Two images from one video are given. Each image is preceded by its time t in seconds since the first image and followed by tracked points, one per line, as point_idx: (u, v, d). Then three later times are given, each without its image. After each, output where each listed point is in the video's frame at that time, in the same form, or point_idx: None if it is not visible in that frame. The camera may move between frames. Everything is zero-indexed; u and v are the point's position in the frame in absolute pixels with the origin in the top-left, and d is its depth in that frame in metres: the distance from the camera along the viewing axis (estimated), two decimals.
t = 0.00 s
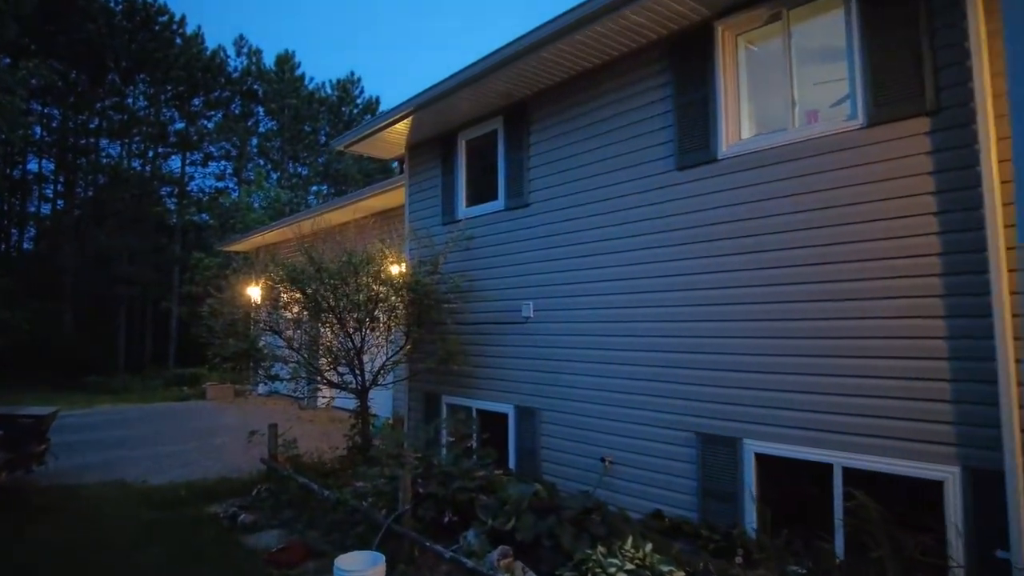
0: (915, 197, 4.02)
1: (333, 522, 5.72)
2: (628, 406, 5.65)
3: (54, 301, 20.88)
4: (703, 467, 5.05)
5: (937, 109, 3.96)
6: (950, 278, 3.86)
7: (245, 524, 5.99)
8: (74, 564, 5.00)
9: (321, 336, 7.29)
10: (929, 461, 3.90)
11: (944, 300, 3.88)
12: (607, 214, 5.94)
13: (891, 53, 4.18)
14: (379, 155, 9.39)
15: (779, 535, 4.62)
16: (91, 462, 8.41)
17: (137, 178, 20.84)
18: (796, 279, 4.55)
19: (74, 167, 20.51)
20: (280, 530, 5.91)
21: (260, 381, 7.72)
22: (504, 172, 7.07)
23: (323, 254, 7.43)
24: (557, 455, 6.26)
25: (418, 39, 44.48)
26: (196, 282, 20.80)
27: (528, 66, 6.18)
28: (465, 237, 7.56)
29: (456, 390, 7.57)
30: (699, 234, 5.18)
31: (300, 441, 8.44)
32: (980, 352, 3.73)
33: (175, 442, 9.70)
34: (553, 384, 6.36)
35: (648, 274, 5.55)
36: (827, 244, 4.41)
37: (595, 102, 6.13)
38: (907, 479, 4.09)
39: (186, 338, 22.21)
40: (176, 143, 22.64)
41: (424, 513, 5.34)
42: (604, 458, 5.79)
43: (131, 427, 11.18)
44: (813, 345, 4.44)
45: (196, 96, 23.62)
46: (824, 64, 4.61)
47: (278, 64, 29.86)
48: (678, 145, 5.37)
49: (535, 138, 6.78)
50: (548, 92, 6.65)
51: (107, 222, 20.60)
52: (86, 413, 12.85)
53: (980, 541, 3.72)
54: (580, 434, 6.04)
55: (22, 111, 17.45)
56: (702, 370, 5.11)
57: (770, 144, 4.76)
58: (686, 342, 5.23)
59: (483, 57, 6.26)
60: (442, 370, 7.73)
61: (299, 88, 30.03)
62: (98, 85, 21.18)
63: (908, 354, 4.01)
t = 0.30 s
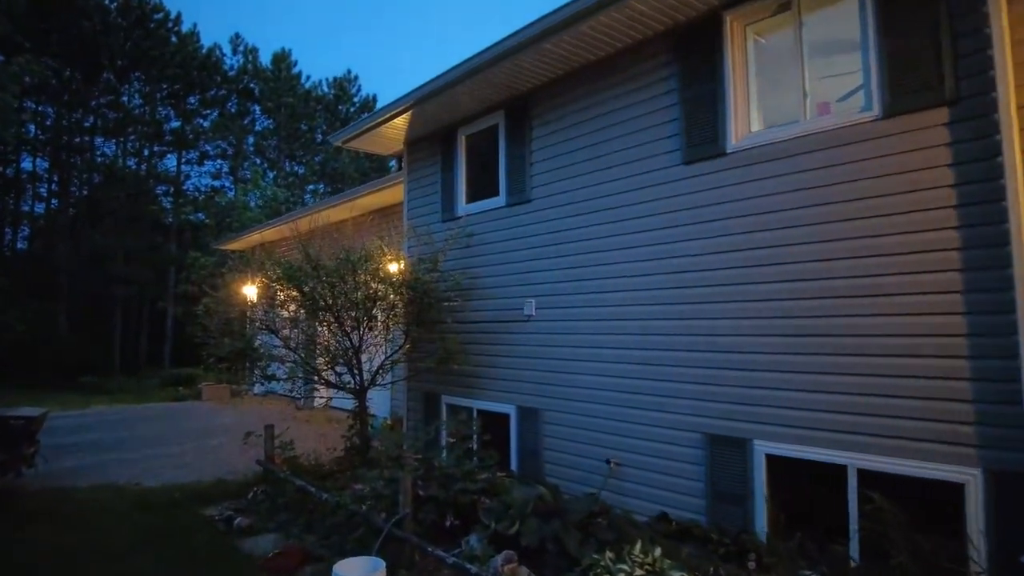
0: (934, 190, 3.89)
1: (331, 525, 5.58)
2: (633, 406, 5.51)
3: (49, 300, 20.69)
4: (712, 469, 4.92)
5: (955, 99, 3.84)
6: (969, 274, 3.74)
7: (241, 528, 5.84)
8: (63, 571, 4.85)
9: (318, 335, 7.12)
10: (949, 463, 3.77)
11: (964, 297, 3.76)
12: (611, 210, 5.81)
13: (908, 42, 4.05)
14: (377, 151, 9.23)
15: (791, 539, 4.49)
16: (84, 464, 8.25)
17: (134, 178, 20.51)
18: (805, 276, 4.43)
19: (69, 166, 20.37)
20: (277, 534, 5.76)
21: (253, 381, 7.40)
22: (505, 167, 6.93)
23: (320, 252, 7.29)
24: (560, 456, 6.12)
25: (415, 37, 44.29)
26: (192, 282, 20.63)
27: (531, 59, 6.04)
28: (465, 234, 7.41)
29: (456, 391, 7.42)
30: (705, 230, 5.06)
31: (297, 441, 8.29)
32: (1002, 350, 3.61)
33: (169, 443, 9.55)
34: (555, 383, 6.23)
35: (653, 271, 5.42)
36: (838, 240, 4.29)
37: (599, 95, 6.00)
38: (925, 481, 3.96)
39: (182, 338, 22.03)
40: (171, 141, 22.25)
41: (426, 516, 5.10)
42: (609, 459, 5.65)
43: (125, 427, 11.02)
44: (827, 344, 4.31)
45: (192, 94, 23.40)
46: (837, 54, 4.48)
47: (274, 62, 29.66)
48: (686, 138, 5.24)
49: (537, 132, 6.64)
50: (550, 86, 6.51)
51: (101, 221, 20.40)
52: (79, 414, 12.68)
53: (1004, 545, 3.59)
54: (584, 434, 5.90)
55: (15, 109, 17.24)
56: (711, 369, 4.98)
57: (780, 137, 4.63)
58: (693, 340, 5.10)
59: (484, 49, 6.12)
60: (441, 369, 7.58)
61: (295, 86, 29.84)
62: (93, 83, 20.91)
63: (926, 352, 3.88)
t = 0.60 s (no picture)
0: (957, 186, 3.78)
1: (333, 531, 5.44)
2: (644, 408, 5.40)
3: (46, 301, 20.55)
4: (725, 473, 4.81)
5: (981, 92, 3.71)
6: (995, 272, 3.62)
7: (241, 533, 5.72)
8: None
9: (320, 336, 6.99)
10: (974, 468, 3.66)
11: (989, 296, 3.64)
12: (620, 208, 5.69)
13: (931, 33, 3.92)
14: (379, 149, 9.10)
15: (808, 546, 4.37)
16: (81, 467, 8.12)
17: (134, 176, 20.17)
18: (820, 275, 4.34)
19: (67, 165, 20.20)
20: (278, 538, 5.64)
21: (254, 383, 7.37)
22: (511, 164, 6.81)
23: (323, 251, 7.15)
24: (567, 459, 6.01)
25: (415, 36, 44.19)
26: (191, 281, 20.49)
27: (537, 53, 5.91)
28: (469, 233, 7.28)
29: (460, 392, 7.30)
30: (717, 228, 4.95)
31: (297, 444, 8.17)
32: None
33: (168, 445, 9.42)
34: (562, 385, 6.11)
35: (664, 270, 5.30)
36: (854, 238, 4.19)
37: (607, 91, 5.88)
38: (948, 486, 3.84)
39: (181, 338, 21.89)
40: (169, 139, 21.93)
41: (432, 521, 5.03)
42: (619, 462, 5.54)
43: (123, 428, 10.90)
44: (845, 344, 4.19)
45: (190, 93, 23.19)
46: (856, 46, 4.35)
47: (274, 61, 29.54)
48: (698, 134, 5.12)
49: (543, 128, 6.51)
50: (556, 82, 6.39)
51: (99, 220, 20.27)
52: (77, 415, 12.55)
53: None
54: (593, 437, 5.79)
55: (12, 108, 17.11)
56: (724, 370, 4.86)
57: (797, 132, 4.51)
58: (706, 341, 4.99)
59: (490, 43, 5.98)
60: (445, 370, 7.46)
61: (294, 85, 29.71)
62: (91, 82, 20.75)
63: (950, 353, 3.76)
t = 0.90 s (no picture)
0: (979, 182, 3.68)
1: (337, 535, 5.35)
2: (653, 410, 5.31)
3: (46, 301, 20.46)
4: (738, 476, 4.72)
5: (1005, 86, 3.62)
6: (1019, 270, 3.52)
7: (244, 536, 5.63)
8: None
9: (323, 336, 6.91)
10: (998, 471, 3.56)
11: (1012, 295, 3.55)
12: (629, 206, 5.60)
13: (953, 26, 3.82)
14: (382, 147, 9.01)
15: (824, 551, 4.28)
16: (81, 468, 8.03)
17: (134, 178, 20.09)
18: (834, 274, 4.25)
19: (67, 165, 20.12)
20: (281, 541, 5.55)
21: (257, 384, 7.28)
22: (517, 162, 6.72)
23: (326, 250, 7.05)
24: (576, 461, 5.91)
25: (416, 37, 44.14)
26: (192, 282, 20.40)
27: (545, 48, 5.83)
28: (474, 232, 7.19)
29: (465, 393, 7.20)
30: (728, 226, 4.87)
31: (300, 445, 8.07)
32: None
33: (169, 446, 9.33)
34: (569, 386, 6.02)
35: (674, 269, 5.22)
36: (871, 236, 4.10)
37: (615, 87, 5.79)
38: (970, 490, 3.74)
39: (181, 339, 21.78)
40: (170, 139, 21.78)
41: (438, 524, 4.94)
42: (628, 465, 5.45)
43: (124, 429, 10.81)
44: (862, 345, 4.10)
45: (191, 92, 23.16)
46: (874, 41, 4.25)
47: (275, 61, 29.47)
48: (710, 130, 5.03)
49: (550, 126, 6.42)
50: (564, 78, 6.30)
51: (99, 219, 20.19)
52: (78, 416, 12.46)
53: None
54: (602, 439, 5.70)
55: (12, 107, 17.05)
56: (736, 371, 4.77)
57: (812, 128, 4.42)
58: (718, 341, 4.89)
59: (497, 39, 5.89)
60: (450, 371, 7.36)
61: (295, 84, 29.64)
62: (90, 81, 20.48)
63: (972, 354, 3.67)
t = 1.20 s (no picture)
0: (1009, 180, 3.61)
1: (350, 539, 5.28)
2: (670, 412, 5.24)
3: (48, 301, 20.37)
4: (759, 478, 4.65)
5: None
6: None
7: (255, 539, 5.56)
8: None
9: (332, 336, 6.87)
10: None
11: None
12: (644, 204, 5.53)
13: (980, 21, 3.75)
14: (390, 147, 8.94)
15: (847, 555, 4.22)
16: (87, 470, 7.96)
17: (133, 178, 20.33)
18: (858, 274, 4.19)
19: (69, 165, 19.73)
20: (293, 545, 5.49)
21: (266, 384, 7.23)
22: (529, 161, 6.66)
23: (336, 249, 6.97)
24: (590, 463, 5.85)
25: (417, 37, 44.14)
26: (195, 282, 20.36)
27: (560, 46, 5.75)
28: (485, 232, 7.12)
29: (476, 394, 7.14)
30: (746, 226, 4.80)
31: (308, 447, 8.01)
32: None
33: (175, 448, 9.26)
34: (583, 387, 5.96)
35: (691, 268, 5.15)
36: (895, 236, 4.03)
37: (630, 85, 5.73)
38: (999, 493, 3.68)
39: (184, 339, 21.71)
40: (171, 139, 21.70)
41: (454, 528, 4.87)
42: (644, 468, 5.38)
43: (129, 430, 10.76)
44: (888, 346, 4.04)
45: (193, 93, 23.24)
46: (897, 39, 4.20)
47: (277, 61, 29.43)
48: (728, 128, 4.96)
49: (562, 124, 6.36)
50: (576, 76, 6.24)
51: (102, 219, 20.11)
52: (82, 417, 12.39)
53: None
54: (617, 441, 5.63)
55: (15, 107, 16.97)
56: (757, 373, 4.70)
57: (834, 125, 4.35)
58: (737, 342, 4.83)
59: (510, 36, 5.82)
60: (461, 372, 7.30)
61: (297, 85, 29.61)
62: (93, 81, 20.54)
63: (1002, 355, 3.60)
